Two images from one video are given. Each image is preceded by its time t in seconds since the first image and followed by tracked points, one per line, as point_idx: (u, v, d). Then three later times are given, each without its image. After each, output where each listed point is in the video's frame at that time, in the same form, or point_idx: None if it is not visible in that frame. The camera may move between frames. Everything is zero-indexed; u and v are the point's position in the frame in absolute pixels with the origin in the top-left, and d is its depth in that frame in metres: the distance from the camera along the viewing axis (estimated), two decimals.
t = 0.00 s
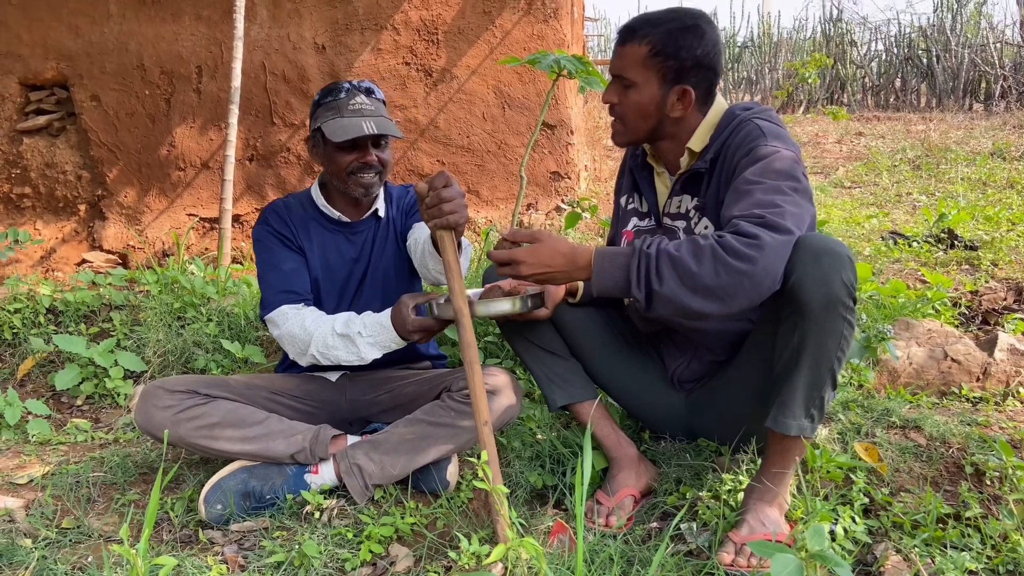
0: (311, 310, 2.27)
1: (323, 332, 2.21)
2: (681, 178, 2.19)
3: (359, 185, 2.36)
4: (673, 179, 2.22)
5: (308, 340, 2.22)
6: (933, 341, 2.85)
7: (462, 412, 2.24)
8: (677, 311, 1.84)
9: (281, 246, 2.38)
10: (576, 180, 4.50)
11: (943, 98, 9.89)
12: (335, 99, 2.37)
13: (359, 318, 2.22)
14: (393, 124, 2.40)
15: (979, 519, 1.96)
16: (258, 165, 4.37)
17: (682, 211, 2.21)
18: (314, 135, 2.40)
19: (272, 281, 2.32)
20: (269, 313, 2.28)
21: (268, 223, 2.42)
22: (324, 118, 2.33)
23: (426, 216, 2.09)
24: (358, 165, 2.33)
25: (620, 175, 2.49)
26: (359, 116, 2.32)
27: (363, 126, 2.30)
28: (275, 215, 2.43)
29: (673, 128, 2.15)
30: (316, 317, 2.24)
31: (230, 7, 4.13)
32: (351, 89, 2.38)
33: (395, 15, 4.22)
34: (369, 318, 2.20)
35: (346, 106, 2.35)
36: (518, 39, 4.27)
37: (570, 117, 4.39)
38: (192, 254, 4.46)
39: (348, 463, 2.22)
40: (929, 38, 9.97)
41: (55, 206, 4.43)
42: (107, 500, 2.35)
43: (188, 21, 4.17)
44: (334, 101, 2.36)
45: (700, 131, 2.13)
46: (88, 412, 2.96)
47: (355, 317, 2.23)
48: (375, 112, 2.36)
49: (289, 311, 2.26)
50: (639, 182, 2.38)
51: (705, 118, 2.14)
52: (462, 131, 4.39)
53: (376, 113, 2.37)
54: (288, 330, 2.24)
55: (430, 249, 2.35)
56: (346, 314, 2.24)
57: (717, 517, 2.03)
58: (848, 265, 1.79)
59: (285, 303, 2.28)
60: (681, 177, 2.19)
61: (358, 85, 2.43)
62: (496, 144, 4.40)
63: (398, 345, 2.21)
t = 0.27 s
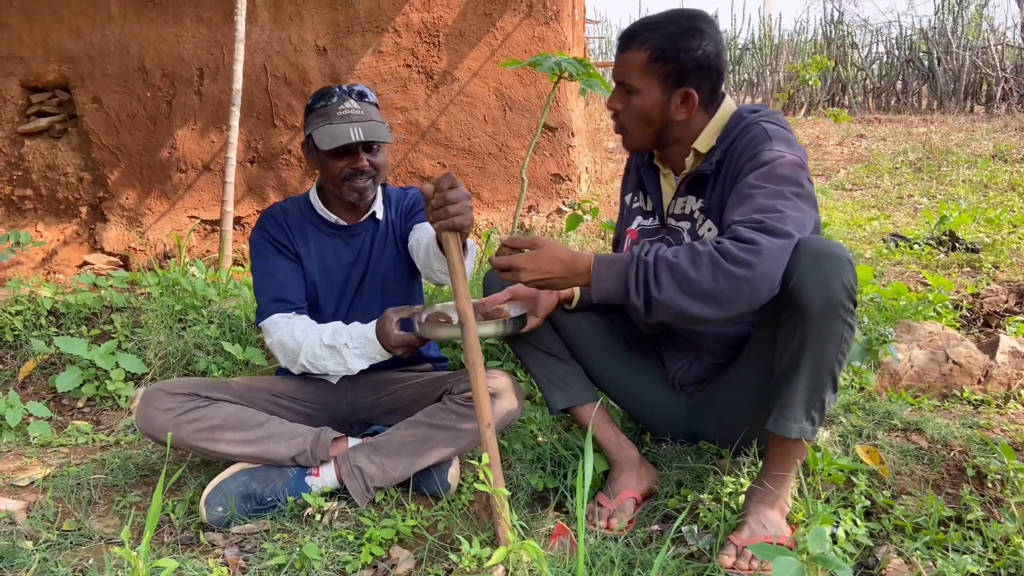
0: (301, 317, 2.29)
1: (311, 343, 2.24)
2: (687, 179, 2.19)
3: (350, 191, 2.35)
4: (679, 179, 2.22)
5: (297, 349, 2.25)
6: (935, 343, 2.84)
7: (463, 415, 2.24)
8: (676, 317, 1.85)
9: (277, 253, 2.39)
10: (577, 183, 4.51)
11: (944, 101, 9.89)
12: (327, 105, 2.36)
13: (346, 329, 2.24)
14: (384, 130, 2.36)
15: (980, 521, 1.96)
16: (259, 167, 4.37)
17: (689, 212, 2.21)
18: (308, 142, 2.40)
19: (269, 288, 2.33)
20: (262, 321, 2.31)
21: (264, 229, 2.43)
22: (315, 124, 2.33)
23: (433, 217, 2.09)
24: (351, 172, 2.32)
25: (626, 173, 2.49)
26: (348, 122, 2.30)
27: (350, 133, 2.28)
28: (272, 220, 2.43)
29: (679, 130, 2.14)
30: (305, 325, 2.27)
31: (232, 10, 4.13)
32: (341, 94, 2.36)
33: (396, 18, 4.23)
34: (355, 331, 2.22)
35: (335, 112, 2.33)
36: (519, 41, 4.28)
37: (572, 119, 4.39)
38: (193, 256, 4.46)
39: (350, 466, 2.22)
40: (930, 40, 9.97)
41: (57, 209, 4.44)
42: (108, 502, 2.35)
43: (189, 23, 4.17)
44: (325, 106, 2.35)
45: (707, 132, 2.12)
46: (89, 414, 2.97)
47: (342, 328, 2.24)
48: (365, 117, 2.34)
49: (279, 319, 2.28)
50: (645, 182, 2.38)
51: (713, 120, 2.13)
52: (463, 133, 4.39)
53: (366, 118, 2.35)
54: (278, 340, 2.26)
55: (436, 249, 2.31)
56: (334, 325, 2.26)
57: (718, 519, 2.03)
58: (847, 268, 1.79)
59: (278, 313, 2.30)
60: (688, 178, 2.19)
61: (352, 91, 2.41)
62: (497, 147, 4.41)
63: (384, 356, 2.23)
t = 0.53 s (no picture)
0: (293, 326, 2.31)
1: (299, 351, 2.25)
2: (694, 181, 2.19)
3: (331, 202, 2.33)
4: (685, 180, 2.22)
5: (286, 357, 2.27)
6: (936, 346, 2.84)
7: (464, 418, 2.24)
8: (675, 318, 1.85)
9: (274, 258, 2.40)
10: (578, 185, 4.51)
11: (945, 103, 9.89)
12: (317, 112, 2.34)
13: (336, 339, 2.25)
14: (365, 144, 2.28)
15: (981, 525, 1.96)
16: (261, 169, 4.38)
17: (694, 214, 2.21)
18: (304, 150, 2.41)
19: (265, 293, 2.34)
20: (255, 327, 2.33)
21: (262, 234, 2.43)
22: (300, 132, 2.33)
23: (435, 220, 2.08)
24: (330, 183, 2.28)
25: (631, 176, 2.49)
26: (325, 134, 2.27)
27: (322, 146, 2.24)
28: (269, 225, 2.43)
29: (684, 132, 2.15)
30: (296, 333, 2.29)
31: (233, 13, 4.14)
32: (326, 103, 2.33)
33: (397, 21, 4.24)
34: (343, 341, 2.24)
35: (317, 123, 2.30)
36: (520, 44, 4.28)
37: (572, 122, 4.39)
38: (194, 258, 4.47)
39: (351, 469, 2.22)
40: (931, 43, 9.96)
41: (58, 211, 4.44)
42: (109, 505, 2.35)
43: (191, 26, 4.18)
44: (314, 113, 2.34)
45: (713, 134, 2.12)
46: (90, 417, 2.97)
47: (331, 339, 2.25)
48: (344, 130, 2.28)
49: (270, 326, 2.30)
50: (650, 184, 2.38)
51: (719, 121, 2.13)
52: (464, 136, 4.39)
53: (347, 130, 2.29)
54: (269, 346, 2.29)
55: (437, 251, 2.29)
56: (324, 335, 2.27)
57: (719, 523, 2.03)
58: (848, 272, 1.79)
59: (269, 318, 2.32)
60: (694, 180, 2.19)
61: (346, 98, 2.37)
62: (498, 149, 4.41)
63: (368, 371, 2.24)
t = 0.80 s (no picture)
0: (266, 330, 2.30)
1: (269, 356, 2.25)
2: (696, 186, 2.20)
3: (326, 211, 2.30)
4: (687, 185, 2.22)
5: (255, 360, 2.27)
6: (935, 350, 2.84)
7: (464, 422, 2.24)
8: (676, 322, 1.86)
9: (263, 263, 2.39)
10: (578, 188, 4.51)
11: (946, 107, 9.88)
12: (339, 125, 2.30)
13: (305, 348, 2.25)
14: (368, 179, 2.24)
15: (980, 530, 1.96)
16: (261, 172, 4.39)
17: (695, 219, 2.21)
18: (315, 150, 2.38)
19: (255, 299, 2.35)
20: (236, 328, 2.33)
21: (253, 237, 2.41)
22: (316, 137, 2.29)
23: (442, 222, 2.07)
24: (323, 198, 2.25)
25: (631, 182, 2.50)
26: (334, 154, 2.23)
27: (325, 166, 2.20)
28: (260, 228, 2.41)
29: (687, 137, 2.15)
30: (267, 337, 2.28)
31: (234, 16, 4.15)
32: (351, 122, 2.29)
33: (398, 24, 4.24)
34: (311, 350, 2.23)
35: (333, 138, 2.26)
36: (521, 47, 4.29)
37: (573, 125, 4.39)
38: (195, 261, 4.47)
39: (351, 473, 2.22)
40: (931, 47, 9.96)
41: (59, 213, 4.45)
42: (109, 508, 2.35)
43: (192, 29, 4.19)
44: (336, 125, 2.29)
45: (715, 140, 2.13)
46: (90, 419, 2.97)
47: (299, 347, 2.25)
48: (354, 159, 2.24)
49: (246, 327, 2.30)
50: (650, 189, 2.38)
51: (721, 127, 2.14)
52: (464, 139, 4.40)
53: (357, 160, 2.25)
54: (243, 346, 2.29)
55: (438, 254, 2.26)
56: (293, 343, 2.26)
57: (718, 527, 2.03)
58: (849, 277, 1.79)
59: (251, 320, 2.33)
60: (697, 185, 2.19)
61: (370, 124, 2.31)
62: (499, 152, 4.42)
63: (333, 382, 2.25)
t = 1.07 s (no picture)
0: (223, 321, 2.22)
1: (213, 349, 2.16)
2: (697, 190, 2.20)
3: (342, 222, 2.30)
4: (688, 189, 2.22)
5: (203, 349, 2.18)
6: (937, 354, 2.84)
7: (466, 425, 2.24)
8: (679, 329, 1.85)
9: (261, 261, 2.37)
10: (580, 191, 4.51)
11: (948, 110, 9.87)
12: (353, 134, 2.25)
13: (246, 355, 2.14)
14: (390, 193, 2.25)
15: (982, 534, 1.95)
16: (263, 173, 4.39)
17: (695, 223, 2.21)
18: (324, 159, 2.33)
19: (243, 295, 2.29)
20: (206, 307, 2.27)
21: (251, 231, 2.39)
22: (330, 149, 2.24)
23: (447, 225, 2.07)
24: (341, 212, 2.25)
25: (631, 187, 2.49)
26: (356, 169, 2.21)
27: (349, 183, 2.20)
28: (260, 225, 2.40)
29: (695, 140, 2.14)
30: (222, 328, 2.20)
31: (237, 18, 4.16)
32: (366, 133, 2.25)
33: (401, 26, 4.25)
34: (250, 358, 2.12)
35: (350, 150, 2.23)
36: (523, 49, 4.29)
37: (575, 128, 4.39)
38: (197, 262, 4.48)
39: (352, 475, 2.22)
40: (933, 50, 9.94)
41: (61, 214, 4.45)
42: (110, 509, 2.35)
43: (195, 30, 4.20)
44: (350, 135, 2.25)
45: (716, 145, 2.12)
46: (91, 421, 2.97)
47: (241, 351, 2.14)
48: (375, 172, 2.23)
49: (210, 310, 2.23)
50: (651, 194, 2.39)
51: (722, 129, 2.14)
52: (466, 141, 4.40)
53: (378, 172, 2.23)
54: (198, 329, 2.21)
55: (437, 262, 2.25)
56: (240, 343, 2.16)
57: (719, 530, 2.02)
58: (852, 280, 1.79)
59: (218, 306, 2.26)
60: (698, 188, 2.19)
61: (384, 132, 2.29)
62: (500, 155, 4.42)
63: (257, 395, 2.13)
